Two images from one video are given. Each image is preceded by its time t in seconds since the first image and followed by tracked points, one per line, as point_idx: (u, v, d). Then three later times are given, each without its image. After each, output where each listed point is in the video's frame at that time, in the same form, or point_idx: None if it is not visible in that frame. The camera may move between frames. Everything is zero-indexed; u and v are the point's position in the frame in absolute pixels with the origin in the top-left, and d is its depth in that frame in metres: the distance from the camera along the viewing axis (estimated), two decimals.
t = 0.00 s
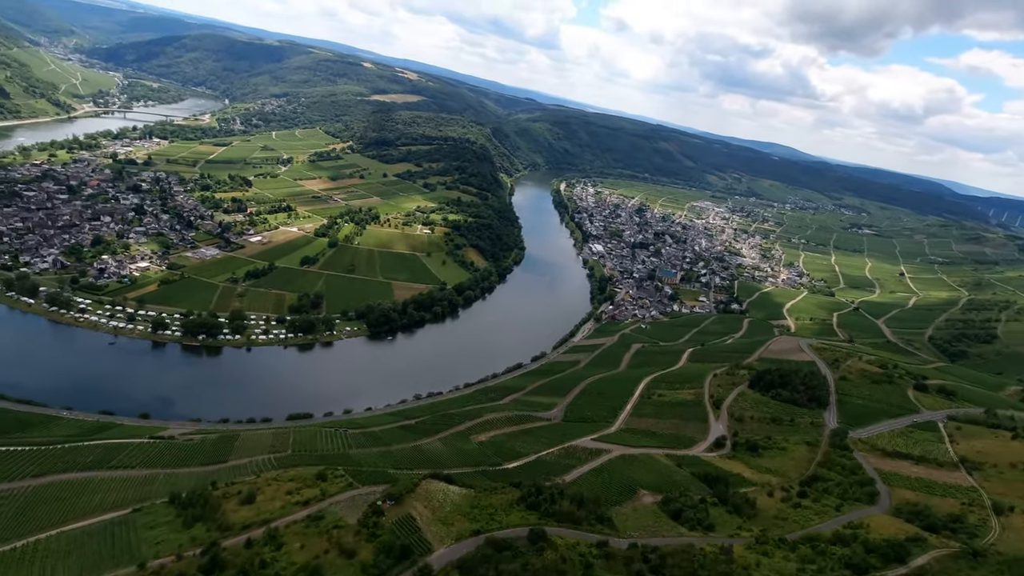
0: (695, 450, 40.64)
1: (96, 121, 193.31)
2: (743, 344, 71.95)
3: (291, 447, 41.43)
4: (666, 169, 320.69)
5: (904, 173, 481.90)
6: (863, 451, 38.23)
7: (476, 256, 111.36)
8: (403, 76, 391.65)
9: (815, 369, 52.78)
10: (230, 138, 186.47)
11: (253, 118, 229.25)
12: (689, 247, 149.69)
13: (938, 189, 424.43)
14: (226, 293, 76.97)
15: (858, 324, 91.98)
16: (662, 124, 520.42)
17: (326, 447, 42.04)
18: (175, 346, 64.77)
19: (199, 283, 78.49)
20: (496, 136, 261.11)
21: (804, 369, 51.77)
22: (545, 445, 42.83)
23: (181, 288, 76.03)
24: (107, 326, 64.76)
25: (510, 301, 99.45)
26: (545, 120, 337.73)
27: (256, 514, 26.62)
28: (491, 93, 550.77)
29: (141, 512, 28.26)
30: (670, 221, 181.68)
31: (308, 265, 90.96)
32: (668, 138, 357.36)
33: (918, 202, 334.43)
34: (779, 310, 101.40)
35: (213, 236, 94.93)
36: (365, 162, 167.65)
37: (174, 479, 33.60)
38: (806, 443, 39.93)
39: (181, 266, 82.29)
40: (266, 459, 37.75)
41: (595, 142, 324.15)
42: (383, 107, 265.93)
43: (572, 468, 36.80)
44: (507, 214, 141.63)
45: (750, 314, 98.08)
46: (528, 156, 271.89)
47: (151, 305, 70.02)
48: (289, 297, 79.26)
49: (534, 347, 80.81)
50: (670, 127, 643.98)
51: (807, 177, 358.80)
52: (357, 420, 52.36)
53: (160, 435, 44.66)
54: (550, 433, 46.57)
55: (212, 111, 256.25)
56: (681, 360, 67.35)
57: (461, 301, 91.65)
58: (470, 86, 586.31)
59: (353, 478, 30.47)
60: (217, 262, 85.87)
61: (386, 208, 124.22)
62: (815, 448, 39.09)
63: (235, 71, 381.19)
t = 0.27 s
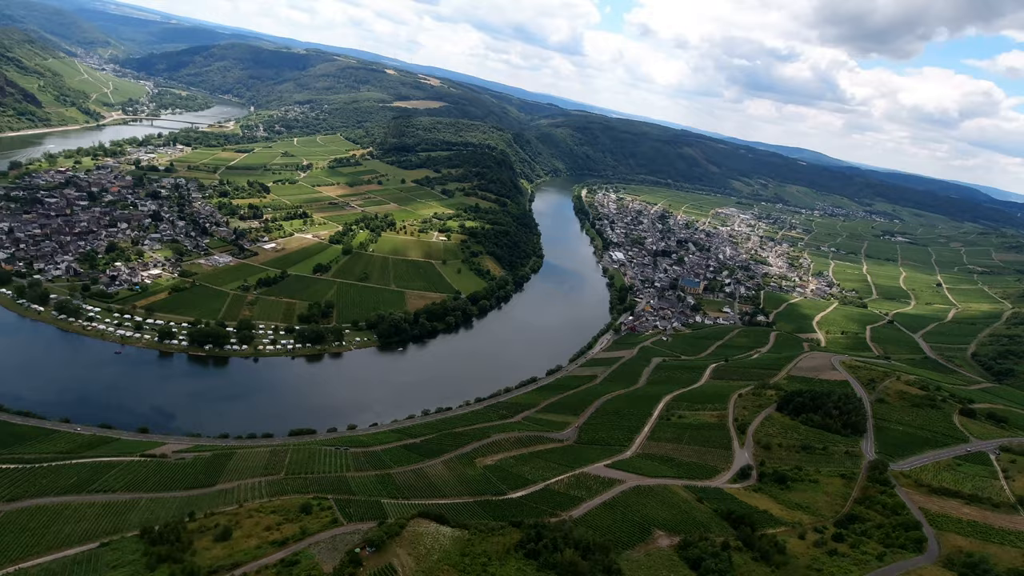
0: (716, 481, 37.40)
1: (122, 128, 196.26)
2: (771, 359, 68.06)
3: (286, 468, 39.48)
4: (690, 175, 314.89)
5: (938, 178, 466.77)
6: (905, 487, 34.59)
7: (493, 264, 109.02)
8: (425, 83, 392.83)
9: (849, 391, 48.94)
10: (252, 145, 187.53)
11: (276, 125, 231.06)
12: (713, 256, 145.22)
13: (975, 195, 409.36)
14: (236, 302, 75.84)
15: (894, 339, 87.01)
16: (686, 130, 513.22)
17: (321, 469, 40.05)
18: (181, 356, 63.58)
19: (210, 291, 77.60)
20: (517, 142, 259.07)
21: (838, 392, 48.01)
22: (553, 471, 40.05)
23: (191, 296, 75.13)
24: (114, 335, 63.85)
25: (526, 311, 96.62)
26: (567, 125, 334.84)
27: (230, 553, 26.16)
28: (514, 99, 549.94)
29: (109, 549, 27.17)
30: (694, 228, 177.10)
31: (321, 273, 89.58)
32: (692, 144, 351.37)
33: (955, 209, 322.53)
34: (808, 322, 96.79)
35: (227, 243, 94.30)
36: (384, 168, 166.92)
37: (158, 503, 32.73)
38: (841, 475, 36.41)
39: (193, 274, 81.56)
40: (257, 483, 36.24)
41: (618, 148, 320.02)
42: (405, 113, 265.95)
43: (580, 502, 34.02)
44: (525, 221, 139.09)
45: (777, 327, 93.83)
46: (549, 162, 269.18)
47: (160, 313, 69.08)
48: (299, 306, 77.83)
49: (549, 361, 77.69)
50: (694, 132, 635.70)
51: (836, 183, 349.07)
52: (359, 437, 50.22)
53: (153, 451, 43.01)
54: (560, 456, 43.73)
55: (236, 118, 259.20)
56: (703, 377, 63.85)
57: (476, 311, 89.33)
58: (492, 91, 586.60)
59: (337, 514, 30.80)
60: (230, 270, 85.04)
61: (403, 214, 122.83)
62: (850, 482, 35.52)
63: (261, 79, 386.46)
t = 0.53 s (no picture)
0: (736, 517, 34.26)
1: (144, 131, 197.93)
2: (796, 377, 64.33)
3: (274, 487, 37.57)
4: (711, 180, 309.29)
5: (970, 186, 452.97)
6: (948, 532, 31.07)
7: (506, 270, 106.44)
8: (444, 87, 392.84)
9: (882, 417, 45.20)
10: (270, 148, 187.79)
11: (295, 129, 231.80)
12: (734, 264, 140.85)
13: (1009, 203, 395.99)
14: (241, 307, 74.39)
15: (926, 354, 82.33)
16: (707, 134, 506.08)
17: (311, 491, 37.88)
18: (182, 363, 62.04)
19: (215, 296, 76.29)
20: (535, 146, 256.52)
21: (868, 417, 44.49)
22: (558, 501, 37.09)
23: (196, 301, 73.84)
24: (113, 340, 62.53)
25: (540, 321, 93.58)
26: (586, 130, 331.59)
27: None
28: (533, 104, 548.43)
29: None
30: (714, 235, 172.64)
31: (329, 279, 87.92)
32: (714, 149, 345.49)
33: (988, 217, 311.96)
34: (834, 335, 92.42)
35: (236, 247, 93.24)
36: (399, 173, 165.65)
37: (128, 531, 32.30)
38: (875, 515, 32.96)
39: (200, 279, 80.42)
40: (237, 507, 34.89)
41: (637, 153, 315.72)
42: (423, 117, 265.23)
43: (584, 541, 31.78)
44: (541, 226, 136.33)
45: (801, 340, 89.69)
46: (567, 167, 266.11)
47: (162, 318, 67.75)
48: (305, 313, 76.09)
49: (561, 374, 74.52)
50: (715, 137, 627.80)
51: (863, 190, 340.05)
52: (356, 454, 47.77)
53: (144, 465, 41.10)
54: (566, 482, 40.75)
55: (257, 121, 261.03)
56: (723, 395, 60.19)
57: (487, 320, 86.77)
58: (512, 96, 585.92)
59: (313, 552, 30.08)
60: (237, 275, 83.82)
61: (416, 219, 120.96)
62: (886, 523, 32.12)
63: (282, 83, 389.90)
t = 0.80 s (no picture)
0: (757, 562, 31.32)
1: (163, 136, 199.31)
2: (821, 396, 60.66)
3: (257, 514, 35.85)
4: (732, 187, 303.40)
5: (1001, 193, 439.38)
6: None
7: (518, 279, 103.84)
8: (463, 93, 392.23)
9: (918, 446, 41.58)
10: (286, 153, 187.75)
11: (312, 134, 232.10)
12: (755, 273, 136.49)
13: None
14: (245, 316, 72.85)
15: (961, 372, 77.76)
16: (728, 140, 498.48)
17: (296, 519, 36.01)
18: (181, 374, 60.43)
19: (220, 304, 74.91)
20: (552, 152, 253.68)
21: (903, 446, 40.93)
22: (562, 538, 34.46)
23: (199, 309, 72.48)
24: (113, 349, 61.25)
25: (553, 331, 90.70)
26: (605, 135, 328.00)
27: None
28: (552, 109, 545.82)
29: None
30: (735, 243, 168.07)
31: (336, 286, 86.19)
32: (735, 155, 339.24)
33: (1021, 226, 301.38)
34: (861, 351, 88.13)
35: (245, 253, 92.05)
36: (414, 178, 164.16)
37: (95, 562, 30.77)
38: (914, 563, 29.61)
39: (206, 286, 79.21)
40: (213, 538, 33.25)
41: (657, 158, 311.10)
42: (440, 122, 264.06)
43: None
44: (556, 233, 133.53)
45: (826, 355, 85.59)
46: (585, 172, 262.72)
47: (164, 327, 66.41)
48: (310, 322, 74.30)
49: (573, 389, 71.59)
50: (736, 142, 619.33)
51: (890, 197, 330.91)
52: (352, 475, 45.49)
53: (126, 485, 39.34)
54: (572, 514, 37.95)
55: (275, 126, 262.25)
56: (743, 415, 56.72)
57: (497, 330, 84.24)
58: (531, 101, 584.01)
59: None
60: (244, 282, 82.51)
61: (428, 225, 119.04)
62: (927, 573, 28.79)
63: (303, 89, 392.79)
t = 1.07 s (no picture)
0: None
1: (184, 145, 200.96)
2: (851, 420, 56.79)
3: (238, 549, 34.06)
4: (755, 195, 297.25)
5: None
6: None
7: (533, 289, 101.14)
8: (481, 101, 392.03)
9: (963, 483, 37.78)
10: (304, 162, 187.90)
11: (330, 143, 232.75)
12: (779, 284, 131.89)
13: None
14: (250, 328, 71.34)
15: (1003, 393, 72.95)
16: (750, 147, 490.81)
17: (280, 557, 34.09)
18: (180, 388, 58.79)
19: (226, 315, 73.55)
20: (570, 160, 250.93)
21: (945, 484, 37.23)
22: None
23: (205, 321, 71.18)
24: (113, 362, 59.97)
25: (567, 344, 87.63)
26: (624, 143, 324.32)
27: None
28: (571, 117, 543.35)
29: None
30: (757, 253, 163.29)
31: (345, 297, 84.47)
32: (757, 162, 333.09)
33: None
34: (893, 368, 83.45)
35: (254, 263, 90.93)
36: (429, 187, 162.75)
37: None
38: None
39: (213, 296, 78.06)
40: None
41: (677, 166, 306.32)
42: (457, 130, 263.28)
43: None
44: (572, 242, 130.68)
45: (856, 373, 81.24)
46: (603, 180, 259.31)
47: (166, 339, 65.04)
48: (317, 334, 72.46)
49: (587, 407, 68.45)
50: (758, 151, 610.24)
51: (919, 205, 321.35)
52: (348, 502, 43.08)
53: (109, 509, 37.79)
54: (580, 552, 35.17)
55: (295, 136, 263.84)
56: (767, 440, 53.16)
57: (509, 344, 81.63)
58: (549, 109, 582.51)
59: None
60: (251, 293, 81.23)
61: (441, 235, 117.12)
62: None
63: (323, 99, 396.19)
